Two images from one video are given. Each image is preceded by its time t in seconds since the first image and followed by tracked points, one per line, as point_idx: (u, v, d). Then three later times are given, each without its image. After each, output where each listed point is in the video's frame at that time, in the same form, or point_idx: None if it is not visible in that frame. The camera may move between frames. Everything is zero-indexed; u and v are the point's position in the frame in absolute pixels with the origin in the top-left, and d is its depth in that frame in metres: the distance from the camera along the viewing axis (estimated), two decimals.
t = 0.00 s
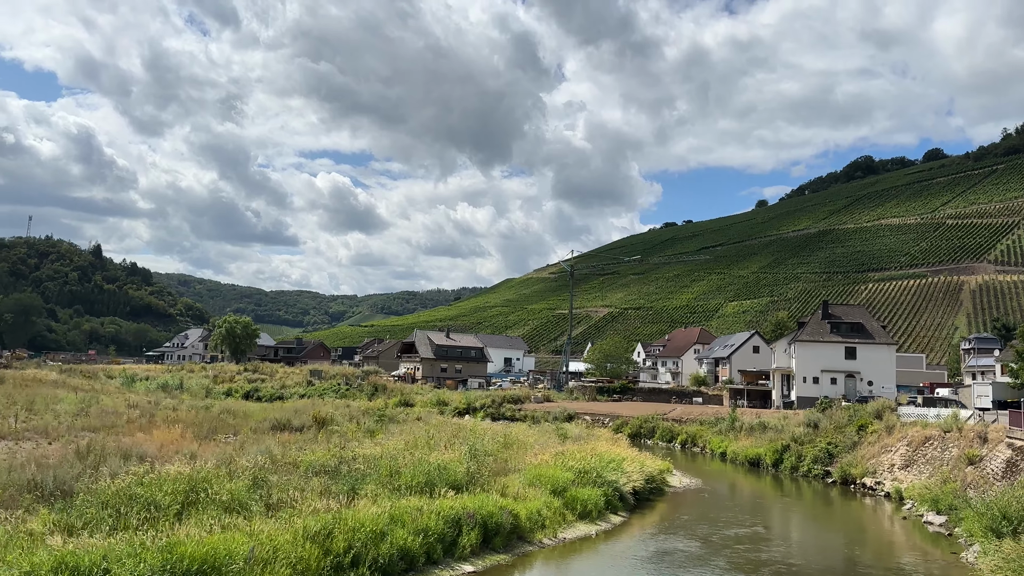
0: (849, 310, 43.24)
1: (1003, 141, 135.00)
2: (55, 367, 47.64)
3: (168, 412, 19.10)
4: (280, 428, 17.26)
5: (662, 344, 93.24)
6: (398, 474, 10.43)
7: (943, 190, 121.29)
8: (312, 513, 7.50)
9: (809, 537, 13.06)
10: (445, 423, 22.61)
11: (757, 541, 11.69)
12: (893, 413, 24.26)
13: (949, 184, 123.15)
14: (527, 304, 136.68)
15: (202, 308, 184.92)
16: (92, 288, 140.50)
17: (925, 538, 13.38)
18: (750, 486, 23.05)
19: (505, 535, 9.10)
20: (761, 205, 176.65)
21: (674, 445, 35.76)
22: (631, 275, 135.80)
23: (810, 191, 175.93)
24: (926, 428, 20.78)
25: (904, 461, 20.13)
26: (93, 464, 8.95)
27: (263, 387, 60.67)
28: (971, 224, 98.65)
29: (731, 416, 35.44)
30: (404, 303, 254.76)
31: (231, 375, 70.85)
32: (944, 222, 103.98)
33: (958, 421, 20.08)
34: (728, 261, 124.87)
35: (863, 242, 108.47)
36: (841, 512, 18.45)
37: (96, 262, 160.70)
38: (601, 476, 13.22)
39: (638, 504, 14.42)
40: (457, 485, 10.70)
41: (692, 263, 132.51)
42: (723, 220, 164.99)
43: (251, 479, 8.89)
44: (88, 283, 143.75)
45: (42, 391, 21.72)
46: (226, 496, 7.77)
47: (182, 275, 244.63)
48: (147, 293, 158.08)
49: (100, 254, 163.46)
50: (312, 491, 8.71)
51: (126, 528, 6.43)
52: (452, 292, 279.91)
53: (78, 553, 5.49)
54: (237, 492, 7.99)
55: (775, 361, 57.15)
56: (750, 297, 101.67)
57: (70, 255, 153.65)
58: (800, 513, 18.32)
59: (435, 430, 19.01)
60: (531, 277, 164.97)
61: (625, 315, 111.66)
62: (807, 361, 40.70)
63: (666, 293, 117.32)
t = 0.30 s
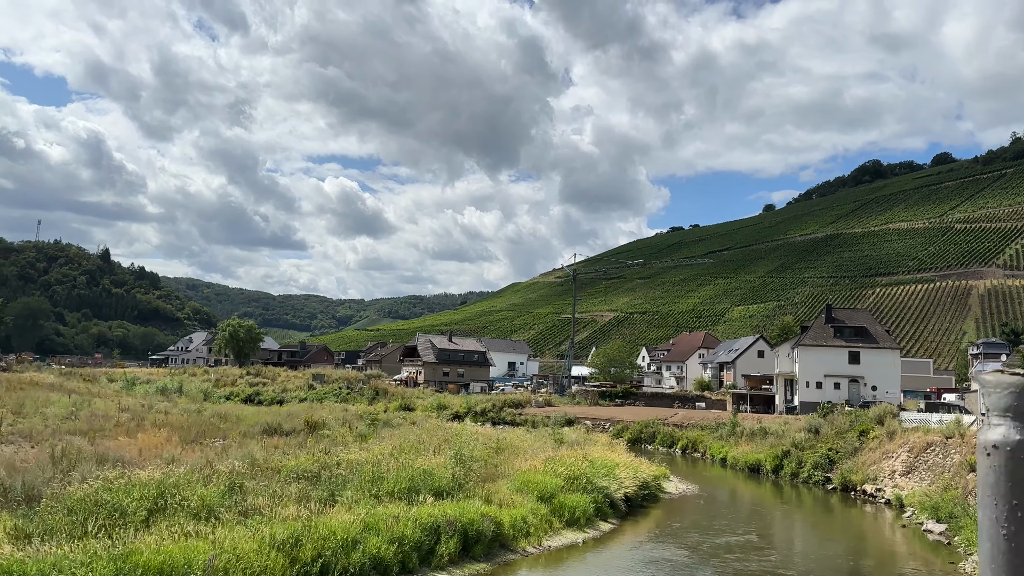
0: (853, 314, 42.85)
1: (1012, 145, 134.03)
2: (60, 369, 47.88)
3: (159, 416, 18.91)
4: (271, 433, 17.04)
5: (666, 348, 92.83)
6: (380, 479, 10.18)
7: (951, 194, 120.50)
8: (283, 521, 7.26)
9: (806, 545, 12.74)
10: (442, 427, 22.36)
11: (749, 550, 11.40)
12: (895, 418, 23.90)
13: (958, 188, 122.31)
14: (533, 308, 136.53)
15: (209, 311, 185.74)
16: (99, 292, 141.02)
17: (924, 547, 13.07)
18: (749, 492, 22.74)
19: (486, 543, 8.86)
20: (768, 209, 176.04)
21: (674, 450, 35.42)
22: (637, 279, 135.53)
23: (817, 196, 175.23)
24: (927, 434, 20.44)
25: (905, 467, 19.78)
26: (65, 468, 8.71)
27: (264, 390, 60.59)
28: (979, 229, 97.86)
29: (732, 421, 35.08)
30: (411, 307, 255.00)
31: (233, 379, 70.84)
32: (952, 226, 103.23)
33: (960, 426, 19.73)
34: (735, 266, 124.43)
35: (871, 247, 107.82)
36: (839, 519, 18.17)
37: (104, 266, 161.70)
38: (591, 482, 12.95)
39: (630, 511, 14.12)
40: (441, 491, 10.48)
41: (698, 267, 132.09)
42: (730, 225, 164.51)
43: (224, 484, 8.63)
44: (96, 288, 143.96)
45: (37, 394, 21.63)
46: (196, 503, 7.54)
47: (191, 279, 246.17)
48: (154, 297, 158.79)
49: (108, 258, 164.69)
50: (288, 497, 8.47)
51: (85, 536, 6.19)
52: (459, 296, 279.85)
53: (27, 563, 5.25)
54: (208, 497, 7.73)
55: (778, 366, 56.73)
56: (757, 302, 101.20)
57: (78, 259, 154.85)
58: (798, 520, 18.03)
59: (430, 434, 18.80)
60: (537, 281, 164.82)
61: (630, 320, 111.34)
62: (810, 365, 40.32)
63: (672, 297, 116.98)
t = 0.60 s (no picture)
0: (860, 317, 42.33)
1: None
2: (69, 372, 48.18)
3: (156, 418, 18.78)
4: (266, 435, 16.87)
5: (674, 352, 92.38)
6: (365, 483, 9.97)
7: (964, 197, 119.35)
8: (256, 527, 7.06)
9: (805, 553, 12.45)
10: (442, 431, 22.15)
11: (743, 557, 11.15)
12: (900, 423, 23.51)
13: (971, 191, 121.08)
14: (542, 311, 136.31)
15: (220, 314, 186.81)
16: (112, 295, 142.00)
17: (928, 555, 12.75)
18: (752, 498, 22.37)
19: (470, 549, 8.64)
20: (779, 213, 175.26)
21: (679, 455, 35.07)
22: (646, 283, 135.01)
23: (829, 199, 174.27)
24: (933, 439, 20.06)
25: (910, 472, 19.40)
26: (42, 471, 8.54)
27: (270, 393, 60.64)
28: (993, 232, 96.76)
29: (737, 425, 34.67)
30: (421, 311, 255.28)
31: (240, 382, 70.94)
32: (964, 229, 102.13)
33: (966, 431, 19.38)
34: (745, 269, 123.71)
35: (882, 250, 106.88)
36: (842, 526, 17.81)
37: (116, 269, 163.10)
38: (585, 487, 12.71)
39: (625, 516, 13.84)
40: (428, 496, 10.29)
41: (708, 271, 131.38)
42: (740, 228, 163.77)
43: (204, 488, 8.44)
44: (109, 291, 144.84)
45: (37, 395, 21.64)
46: (172, 508, 7.36)
47: (203, 282, 247.73)
48: (166, 300, 160.01)
49: (121, 261, 166.05)
50: (269, 503, 8.27)
51: (45, 541, 5.99)
52: (469, 300, 280.12)
53: None
54: (184, 501, 7.54)
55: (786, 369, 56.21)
56: (767, 305, 100.51)
57: (91, 262, 156.22)
58: (800, 527, 17.69)
59: (427, 437, 18.60)
60: (546, 284, 164.66)
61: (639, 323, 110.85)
62: (817, 369, 39.80)
63: (681, 301, 116.41)
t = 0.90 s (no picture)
0: (872, 319, 41.65)
1: None
2: (79, 372, 48.54)
3: (157, 419, 18.69)
4: (264, 437, 16.70)
5: (685, 354, 91.80)
6: (353, 485, 9.76)
7: (982, 198, 117.75)
8: (231, 532, 6.84)
9: (808, 560, 12.11)
10: (443, 433, 21.92)
11: (743, 563, 10.86)
12: (911, 426, 23.01)
13: (989, 192, 119.46)
14: (554, 313, 136.08)
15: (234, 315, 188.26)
16: (127, 296, 143.42)
17: (938, 562, 12.32)
18: (759, 502, 21.97)
19: (456, 556, 8.42)
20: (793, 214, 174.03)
21: (686, 458, 34.64)
22: (659, 284, 134.34)
23: (845, 200, 172.78)
24: (945, 442, 19.60)
25: (920, 477, 18.94)
26: (20, 471, 8.38)
27: (278, 394, 60.77)
28: (1011, 233, 95.30)
29: (745, 428, 34.17)
30: (434, 313, 255.75)
31: (249, 383, 71.22)
32: (982, 230, 100.69)
33: (978, 435, 18.88)
34: (759, 271, 122.73)
35: (898, 252, 105.65)
36: (852, 533, 17.32)
37: (133, 271, 164.85)
38: (582, 491, 12.44)
39: (623, 521, 13.57)
40: (419, 500, 10.08)
41: (721, 273, 130.51)
42: (754, 229, 162.70)
43: (186, 491, 8.23)
44: (125, 292, 146.35)
45: (39, 395, 21.64)
46: (148, 510, 7.15)
47: (218, 283, 249.94)
48: (182, 302, 161.45)
49: (137, 263, 167.79)
50: (250, 508, 8.06)
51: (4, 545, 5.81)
52: (483, 302, 280.42)
53: None
54: (164, 502, 7.35)
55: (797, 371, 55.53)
56: (781, 307, 99.59)
57: (107, 264, 158.08)
58: (808, 533, 17.24)
59: (425, 439, 18.42)
60: (559, 286, 164.40)
61: (651, 325, 110.25)
62: (828, 371, 39.19)
63: (694, 303, 115.70)
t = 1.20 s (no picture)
0: (887, 318, 40.92)
1: None
2: (91, 373, 49.10)
3: (159, 418, 18.65)
4: (266, 437, 16.59)
5: (700, 354, 91.16)
6: (344, 487, 9.56)
7: (1003, 196, 115.71)
8: (207, 536, 6.64)
9: (814, 564, 11.74)
10: (447, 433, 21.72)
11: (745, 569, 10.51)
12: (924, 427, 22.46)
13: (1010, 190, 117.37)
14: (568, 313, 135.80)
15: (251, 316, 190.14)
16: (146, 298, 145.25)
17: (949, 568, 11.90)
18: (769, 505, 21.57)
19: (445, 559, 8.21)
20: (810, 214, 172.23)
21: (697, 459, 34.21)
22: (674, 285, 133.53)
23: (863, 199, 170.85)
24: (958, 444, 19.12)
25: (932, 480, 18.44)
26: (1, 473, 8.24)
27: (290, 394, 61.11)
28: None
29: (756, 429, 33.66)
30: (450, 314, 256.17)
31: (261, 383, 71.64)
32: (1003, 229, 98.90)
33: (994, 437, 18.36)
34: (775, 271, 121.60)
35: (917, 251, 104.11)
36: (863, 537, 16.87)
37: (151, 272, 167.02)
38: (581, 492, 12.20)
39: (624, 523, 13.30)
40: (412, 503, 9.88)
41: (737, 273, 129.35)
42: (771, 229, 161.27)
43: (170, 493, 8.07)
44: (144, 294, 148.23)
45: (47, 395, 21.76)
46: (126, 509, 6.96)
47: (236, 284, 252.58)
48: (200, 304, 163.41)
49: (155, 264, 169.98)
50: (233, 510, 7.86)
51: None
52: (498, 303, 280.65)
53: None
54: (144, 502, 7.17)
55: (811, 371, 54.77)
56: (798, 307, 98.50)
57: (126, 265, 160.38)
58: (817, 536, 16.86)
59: (428, 439, 18.22)
60: (574, 287, 164.05)
61: (666, 326, 109.57)
62: (842, 371, 38.59)
63: (709, 303, 114.81)
